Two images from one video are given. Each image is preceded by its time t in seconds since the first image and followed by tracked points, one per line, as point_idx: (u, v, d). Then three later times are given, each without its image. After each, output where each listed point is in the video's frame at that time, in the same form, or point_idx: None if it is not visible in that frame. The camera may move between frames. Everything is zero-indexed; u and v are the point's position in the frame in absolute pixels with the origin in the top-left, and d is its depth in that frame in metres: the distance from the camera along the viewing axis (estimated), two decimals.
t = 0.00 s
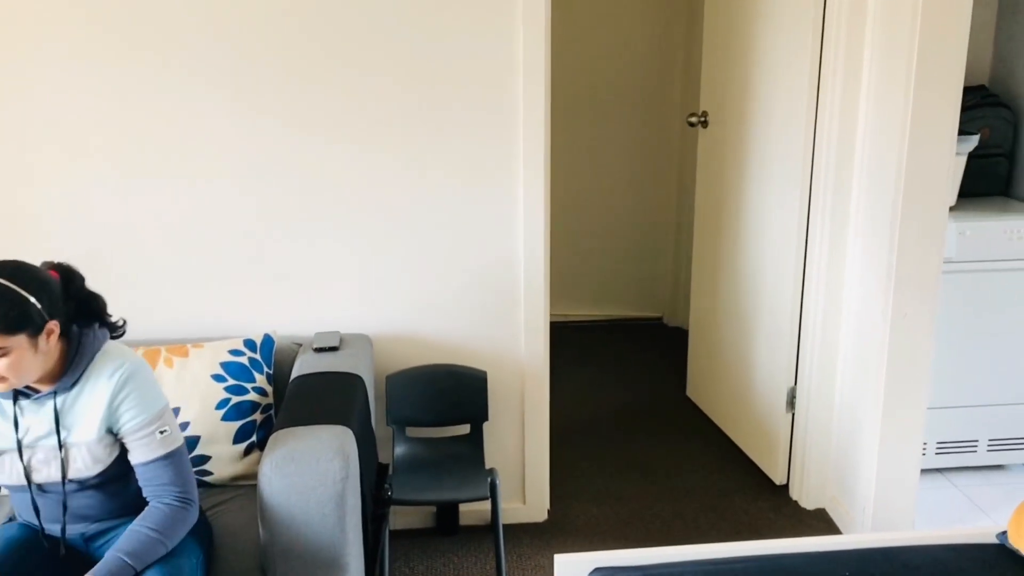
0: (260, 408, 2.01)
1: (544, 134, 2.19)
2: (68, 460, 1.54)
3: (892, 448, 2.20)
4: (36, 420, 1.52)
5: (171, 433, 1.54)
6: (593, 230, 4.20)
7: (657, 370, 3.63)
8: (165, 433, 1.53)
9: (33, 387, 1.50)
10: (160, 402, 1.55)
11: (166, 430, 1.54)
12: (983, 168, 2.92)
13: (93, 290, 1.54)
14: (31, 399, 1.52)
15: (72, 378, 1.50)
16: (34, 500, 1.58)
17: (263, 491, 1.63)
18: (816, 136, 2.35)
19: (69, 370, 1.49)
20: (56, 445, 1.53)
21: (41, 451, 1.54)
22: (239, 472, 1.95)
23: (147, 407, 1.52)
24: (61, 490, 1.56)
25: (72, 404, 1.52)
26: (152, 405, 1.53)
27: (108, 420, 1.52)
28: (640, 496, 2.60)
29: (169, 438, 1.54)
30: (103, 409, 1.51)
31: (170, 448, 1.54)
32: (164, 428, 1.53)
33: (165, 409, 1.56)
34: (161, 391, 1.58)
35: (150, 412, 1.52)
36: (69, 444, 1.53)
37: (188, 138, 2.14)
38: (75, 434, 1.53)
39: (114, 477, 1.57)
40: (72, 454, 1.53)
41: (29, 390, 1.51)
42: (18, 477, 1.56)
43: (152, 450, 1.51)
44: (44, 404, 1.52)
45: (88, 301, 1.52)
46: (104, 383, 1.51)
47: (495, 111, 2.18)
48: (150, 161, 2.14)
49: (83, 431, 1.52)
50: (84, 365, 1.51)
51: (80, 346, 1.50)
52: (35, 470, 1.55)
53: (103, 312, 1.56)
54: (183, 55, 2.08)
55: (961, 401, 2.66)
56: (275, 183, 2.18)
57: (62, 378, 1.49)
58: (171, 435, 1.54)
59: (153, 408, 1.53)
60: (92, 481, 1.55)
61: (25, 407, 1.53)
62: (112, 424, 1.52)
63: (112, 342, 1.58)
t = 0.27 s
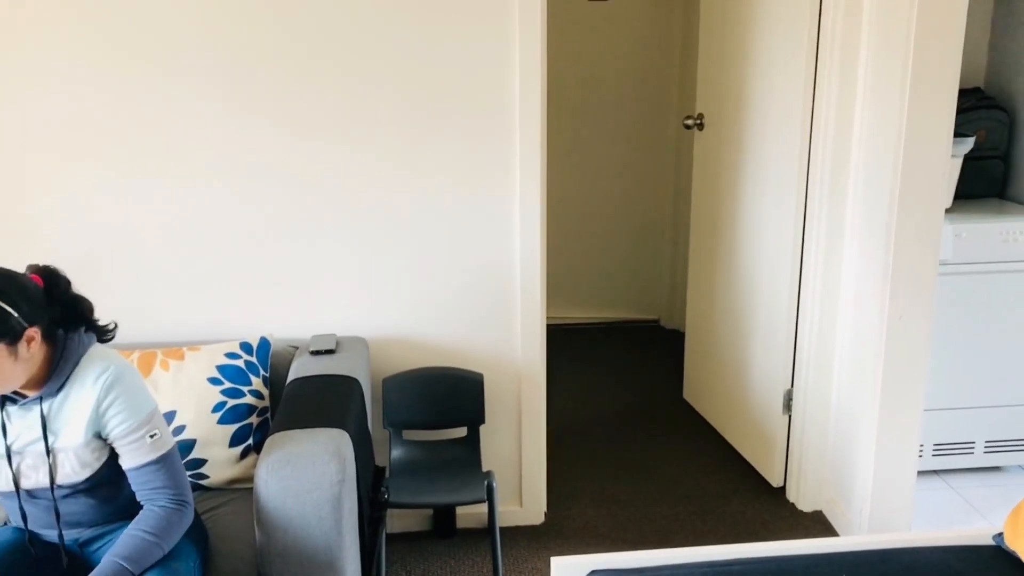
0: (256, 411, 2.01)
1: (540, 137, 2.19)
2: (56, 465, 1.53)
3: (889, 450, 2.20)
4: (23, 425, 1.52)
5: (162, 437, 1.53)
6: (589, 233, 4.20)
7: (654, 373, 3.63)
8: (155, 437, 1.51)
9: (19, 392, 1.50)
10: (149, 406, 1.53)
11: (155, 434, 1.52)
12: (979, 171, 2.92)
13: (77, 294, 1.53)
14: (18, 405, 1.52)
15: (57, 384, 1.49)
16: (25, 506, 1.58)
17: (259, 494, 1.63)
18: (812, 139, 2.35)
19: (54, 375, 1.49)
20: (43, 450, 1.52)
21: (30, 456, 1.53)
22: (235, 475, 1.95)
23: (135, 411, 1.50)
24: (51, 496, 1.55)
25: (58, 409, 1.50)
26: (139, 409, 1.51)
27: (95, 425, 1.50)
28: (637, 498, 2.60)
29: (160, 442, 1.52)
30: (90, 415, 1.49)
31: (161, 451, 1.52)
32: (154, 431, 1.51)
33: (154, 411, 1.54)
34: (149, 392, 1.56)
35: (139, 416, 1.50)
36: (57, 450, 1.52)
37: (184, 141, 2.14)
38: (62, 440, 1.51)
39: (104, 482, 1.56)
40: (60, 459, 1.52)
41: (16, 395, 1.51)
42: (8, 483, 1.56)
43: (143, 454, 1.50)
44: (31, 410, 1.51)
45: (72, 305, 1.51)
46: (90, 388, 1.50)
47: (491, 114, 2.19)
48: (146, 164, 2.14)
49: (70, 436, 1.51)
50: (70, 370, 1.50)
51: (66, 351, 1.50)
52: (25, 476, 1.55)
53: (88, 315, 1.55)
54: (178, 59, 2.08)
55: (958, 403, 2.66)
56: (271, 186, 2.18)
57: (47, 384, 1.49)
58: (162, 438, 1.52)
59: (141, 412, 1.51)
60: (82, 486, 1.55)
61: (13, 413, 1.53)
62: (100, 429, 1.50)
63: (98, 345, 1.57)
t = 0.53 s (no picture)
0: (255, 412, 2.01)
1: (539, 138, 2.19)
2: (51, 467, 1.53)
3: (887, 451, 2.20)
4: (15, 429, 1.52)
5: (155, 435, 1.53)
6: (588, 233, 4.20)
7: (653, 373, 3.63)
8: (148, 436, 1.51)
9: (9, 396, 1.49)
10: (141, 405, 1.53)
11: (148, 433, 1.52)
12: (977, 171, 2.92)
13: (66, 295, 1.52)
14: (8, 408, 1.50)
15: (48, 386, 1.49)
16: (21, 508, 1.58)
17: (258, 494, 1.63)
18: (810, 140, 2.36)
19: (44, 378, 1.48)
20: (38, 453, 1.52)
21: (24, 460, 1.53)
22: (234, 476, 1.95)
23: (128, 412, 1.50)
24: (48, 499, 1.55)
25: (49, 411, 1.50)
26: (131, 409, 1.51)
27: (87, 426, 1.50)
28: (636, 499, 2.60)
29: (154, 441, 1.52)
30: (82, 417, 1.49)
31: (154, 450, 1.52)
32: (148, 431, 1.51)
33: (147, 410, 1.54)
34: (141, 391, 1.56)
35: (131, 416, 1.50)
36: (51, 452, 1.52)
37: (183, 142, 2.14)
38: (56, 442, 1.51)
39: (98, 484, 1.56)
40: (55, 461, 1.52)
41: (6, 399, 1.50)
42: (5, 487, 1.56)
43: (137, 454, 1.50)
44: (22, 413, 1.51)
45: (59, 306, 1.50)
46: (82, 390, 1.49)
47: (490, 115, 2.19)
48: (145, 165, 2.14)
49: (63, 438, 1.51)
50: (61, 372, 1.49)
51: (55, 354, 1.49)
52: (22, 480, 1.55)
53: (77, 317, 1.54)
54: (178, 59, 2.08)
55: (956, 403, 2.66)
56: (270, 187, 2.18)
57: (37, 387, 1.48)
58: (155, 437, 1.52)
59: (133, 412, 1.51)
60: (77, 488, 1.55)
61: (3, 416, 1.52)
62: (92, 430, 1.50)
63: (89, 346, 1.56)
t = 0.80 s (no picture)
0: (256, 412, 2.01)
1: (540, 138, 2.20)
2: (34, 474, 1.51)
3: (888, 451, 2.21)
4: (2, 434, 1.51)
5: (125, 449, 1.47)
6: (589, 234, 4.20)
7: (653, 374, 3.63)
8: (116, 451, 1.46)
9: None
10: (115, 418, 1.48)
11: (117, 447, 1.46)
12: (978, 172, 2.92)
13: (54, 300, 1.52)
14: None
15: (30, 391, 1.48)
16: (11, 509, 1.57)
17: (259, 495, 1.63)
18: (810, 140, 2.36)
19: (25, 382, 1.47)
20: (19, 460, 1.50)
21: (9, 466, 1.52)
22: (236, 476, 1.95)
23: (98, 423, 1.46)
24: (33, 503, 1.54)
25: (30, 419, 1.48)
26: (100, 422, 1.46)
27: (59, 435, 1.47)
28: (636, 499, 2.60)
29: (122, 455, 1.47)
30: (55, 424, 1.46)
31: (120, 466, 1.46)
32: (117, 445, 1.46)
33: (123, 423, 1.49)
34: (123, 404, 1.52)
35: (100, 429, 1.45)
36: (32, 459, 1.49)
37: (185, 142, 2.14)
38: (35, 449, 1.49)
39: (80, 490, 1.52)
40: (36, 469, 1.50)
41: None
42: None
43: (101, 468, 1.45)
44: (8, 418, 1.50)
45: (49, 312, 1.50)
46: (57, 398, 1.47)
47: (491, 115, 2.19)
48: (147, 166, 2.14)
49: (40, 446, 1.48)
50: (41, 377, 1.48)
51: (36, 358, 1.48)
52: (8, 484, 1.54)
53: (65, 322, 1.54)
54: (179, 60, 2.09)
55: (957, 404, 2.66)
56: (271, 188, 2.19)
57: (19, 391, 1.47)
58: (124, 452, 1.47)
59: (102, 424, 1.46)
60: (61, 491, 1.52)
61: None
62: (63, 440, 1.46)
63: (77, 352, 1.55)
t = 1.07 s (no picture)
0: (259, 412, 2.01)
1: (543, 139, 2.20)
2: None
3: (891, 452, 2.21)
4: None
5: (13, 497, 1.30)
6: (591, 235, 4.21)
7: (655, 375, 3.63)
8: None
9: None
10: (31, 460, 1.32)
11: None
12: (980, 173, 2.92)
13: (32, 316, 1.41)
14: None
15: None
16: None
17: (262, 495, 1.63)
18: (813, 141, 2.36)
19: None
20: None
21: None
22: (239, 475, 1.95)
23: None
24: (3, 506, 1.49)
25: None
26: None
27: None
28: (639, 499, 2.61)
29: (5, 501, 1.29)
30: None
31: None
32: None
33: (38, 468, 1.33)
34: (36, 447, 1.33)
35: (8, 465, 1.29)
36: None
37: (188, 142, 2.14)
38: None
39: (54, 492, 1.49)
40: None
41: None
42: None
43: None
44: None
45: (27, 327, 1.40)
46: None
47: (495, 116, 2.19)
48: (151, 166, 2.15)
49: None
50: None
51: None
52: None
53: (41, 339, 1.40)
54: (183, 60, 2.09)
55: (959, 405, 2.66)
56: (274, 188, 2.19)
57: None
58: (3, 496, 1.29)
59: None
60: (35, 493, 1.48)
61: None
62: None
63: (50, 375, 1.39)
